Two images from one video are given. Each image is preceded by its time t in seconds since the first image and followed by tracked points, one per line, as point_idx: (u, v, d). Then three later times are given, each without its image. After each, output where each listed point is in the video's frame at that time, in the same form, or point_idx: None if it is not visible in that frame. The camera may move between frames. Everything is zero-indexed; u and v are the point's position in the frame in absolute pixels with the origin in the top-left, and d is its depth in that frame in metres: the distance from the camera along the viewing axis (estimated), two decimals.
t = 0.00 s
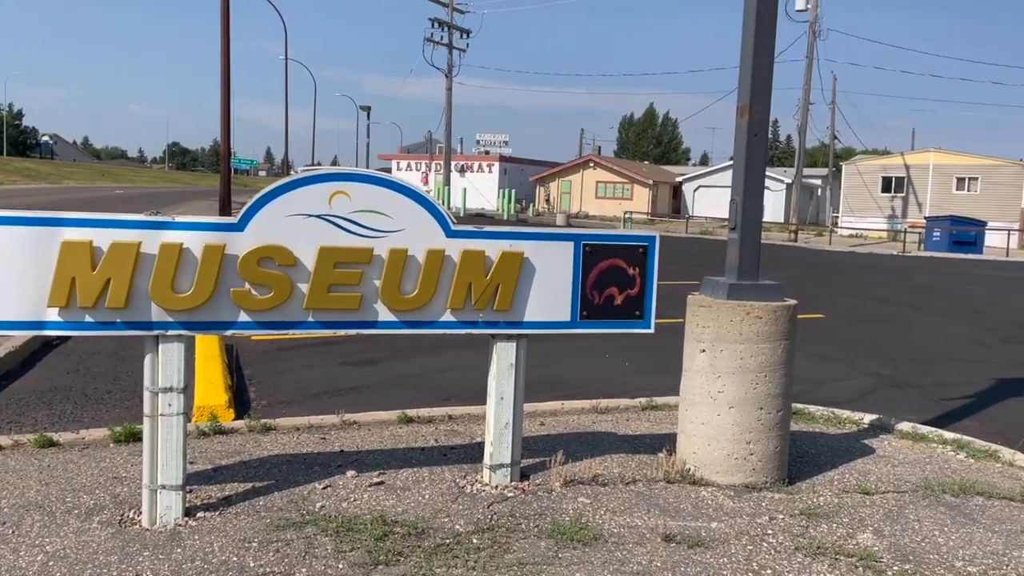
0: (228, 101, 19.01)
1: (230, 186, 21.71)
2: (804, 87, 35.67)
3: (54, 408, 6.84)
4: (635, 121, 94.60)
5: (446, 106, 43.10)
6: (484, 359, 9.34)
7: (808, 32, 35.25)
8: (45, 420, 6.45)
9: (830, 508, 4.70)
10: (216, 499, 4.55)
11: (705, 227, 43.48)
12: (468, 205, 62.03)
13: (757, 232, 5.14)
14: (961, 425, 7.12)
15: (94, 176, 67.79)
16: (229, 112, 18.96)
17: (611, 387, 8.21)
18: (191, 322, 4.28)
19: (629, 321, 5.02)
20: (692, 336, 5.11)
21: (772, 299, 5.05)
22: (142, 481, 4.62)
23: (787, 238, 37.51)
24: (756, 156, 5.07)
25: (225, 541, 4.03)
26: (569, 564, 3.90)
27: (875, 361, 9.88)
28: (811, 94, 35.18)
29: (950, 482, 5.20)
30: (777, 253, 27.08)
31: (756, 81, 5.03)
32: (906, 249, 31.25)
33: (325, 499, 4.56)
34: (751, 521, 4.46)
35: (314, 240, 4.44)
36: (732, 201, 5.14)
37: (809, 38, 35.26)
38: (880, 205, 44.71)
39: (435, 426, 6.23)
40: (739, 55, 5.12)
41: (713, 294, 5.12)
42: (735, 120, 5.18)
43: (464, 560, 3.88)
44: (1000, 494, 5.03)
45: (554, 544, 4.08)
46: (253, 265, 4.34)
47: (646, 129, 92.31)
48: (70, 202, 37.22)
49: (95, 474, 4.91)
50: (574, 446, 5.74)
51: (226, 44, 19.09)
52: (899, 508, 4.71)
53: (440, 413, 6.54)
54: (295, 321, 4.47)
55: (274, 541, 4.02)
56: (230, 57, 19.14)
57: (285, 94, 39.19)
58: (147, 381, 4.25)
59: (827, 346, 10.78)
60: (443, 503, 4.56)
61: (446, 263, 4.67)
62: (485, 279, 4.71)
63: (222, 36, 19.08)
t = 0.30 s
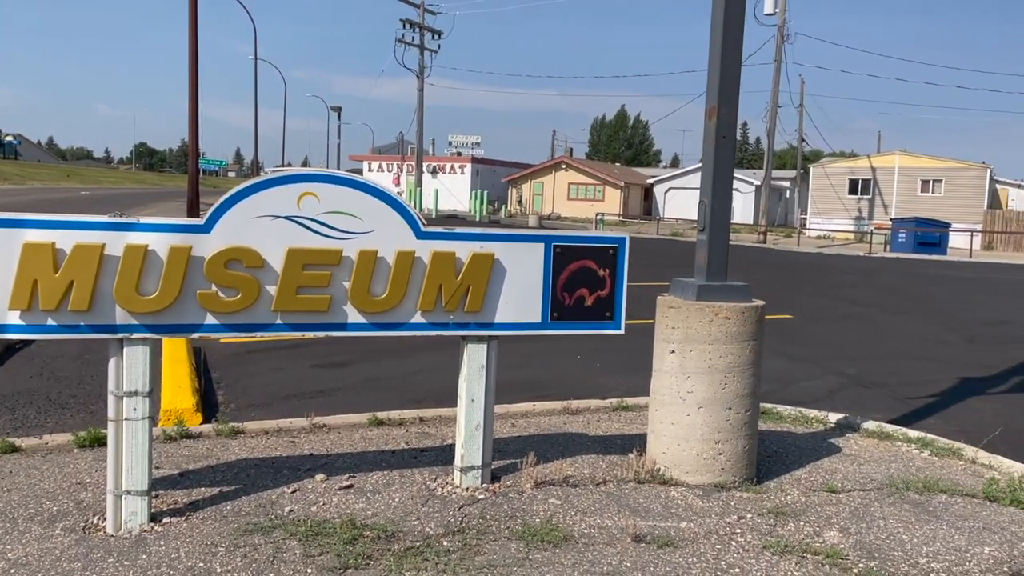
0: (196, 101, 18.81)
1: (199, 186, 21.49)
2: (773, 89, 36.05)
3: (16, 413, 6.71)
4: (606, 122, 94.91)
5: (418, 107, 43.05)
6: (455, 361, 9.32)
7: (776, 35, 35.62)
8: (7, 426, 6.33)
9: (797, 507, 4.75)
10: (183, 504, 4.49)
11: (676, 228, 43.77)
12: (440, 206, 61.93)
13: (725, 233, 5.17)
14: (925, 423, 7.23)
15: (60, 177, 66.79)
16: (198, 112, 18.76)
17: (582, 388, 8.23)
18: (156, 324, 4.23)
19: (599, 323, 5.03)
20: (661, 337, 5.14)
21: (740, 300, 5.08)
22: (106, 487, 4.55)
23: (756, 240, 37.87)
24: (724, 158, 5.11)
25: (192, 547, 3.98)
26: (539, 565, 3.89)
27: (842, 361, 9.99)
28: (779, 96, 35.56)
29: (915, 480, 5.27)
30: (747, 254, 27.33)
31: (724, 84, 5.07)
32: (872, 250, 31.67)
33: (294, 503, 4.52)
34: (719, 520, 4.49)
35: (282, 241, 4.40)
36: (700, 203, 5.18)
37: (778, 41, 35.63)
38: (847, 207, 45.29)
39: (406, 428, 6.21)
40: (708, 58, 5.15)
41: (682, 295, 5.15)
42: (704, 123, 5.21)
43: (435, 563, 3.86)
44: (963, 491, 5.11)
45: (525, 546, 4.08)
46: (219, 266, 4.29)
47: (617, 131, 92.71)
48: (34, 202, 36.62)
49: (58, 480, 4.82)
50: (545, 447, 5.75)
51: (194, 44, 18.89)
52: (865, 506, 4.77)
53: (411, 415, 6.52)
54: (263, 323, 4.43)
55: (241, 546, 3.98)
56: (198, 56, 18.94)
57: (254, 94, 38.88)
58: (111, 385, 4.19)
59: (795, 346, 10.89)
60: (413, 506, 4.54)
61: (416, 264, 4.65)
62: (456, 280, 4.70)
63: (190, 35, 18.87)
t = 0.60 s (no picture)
0: (153, 102, 18.51)
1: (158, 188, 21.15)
2: (734, 93, 36.48)
3: None
4: (569, 125, 95.25)
5: (381, 108, 42.87)
6: (417, 363, 9.29)
7: (736, 40, 36.04)
8: None
9: (755, 505, 4.80)
10: (139, 511, 4.42)
11: (639, 230, 44.09)
12: (404, 208, 61.73)
13: (685, 235, 5.21)
14: (881, 421, 7.36)
15: (15, 178, 65.39)
16: (155, 112, 18.46)
17: (545, 390, 8.25)
18: (110, 328, 4.15)
19: (561, 324, 5.05)
20: (623, 338, 5.17)
21: (701, 301, 5.13)
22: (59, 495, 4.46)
23: (718, 242, 38.27)
24: (684, 161, 5.15)
25: (147, 554, 3.91)
26: (500, 567, 3.89)
27: (801, 361, 10.14)
28: (740, 100, 36.01)
29: (871, 478, 5.36)
30: (709, 255, 27.62)
31: (683, 87, 5.11)
32: (831, 252, 32.16)
33: (253, 509, 4.47)
34: (680, 520, 4.52)
35: (240, 243, 4.35)
36: (661, 205, 5.21)
37: (738, 46, 36.07)
38: (806, 209, 45.99)
39: (367, 431, 6.17)
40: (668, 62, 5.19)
41: (643, 297, 5.18)
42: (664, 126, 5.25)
43: (396, 567, 3.84)
44: (917, 488, 5.20)
45: (486, 549, 4.08)
46: (176, 269, 4.23)
47: (580, 133, 93.11)
48: None
49: (9, 488, 4.71)
50: (507, 449, 5.74)
51: (152, 43, 18.59)
52: (822, 504, 4.84)
53: (373, 418, 6.48)
54: (222, 327, 4.38)
55: (199, 553, 3.93)
56: (156, 56, 18.64)
57: (214, 95, 38.42)
58: (64, 391, 4.11)
59: (755, 346, 11.03)
60: (374, 510, 4.51)
61: (378, 267, 4.62)
62: (418, 283, 4.68)
63: (148, 35, 18.57)
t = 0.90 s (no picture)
0: (118, 102, 18.26)
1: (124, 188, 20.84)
2: (703, 96, 36.77)
3: None
4: (540, 126, 95.43)
5: (350, 109, 42.63)
6: (386, 366, 9.24)
7: (704, 43, 36.35)
8: None
9: (722, 505, 4.83)
10: (101, 517, 4.35)
11: (610, 232, 44.26)
12: (373, 209, 61.46)
13: (652, 237, 5.23)
14: (846, 421, 7.45)
15: None
16: (120, 112, 18.20)
17: (515, 391, 8.25)
18: (71, 332, 4.08)
19: (530, 326, 5.05)
20: (591, 339, 5.18)
21: (668, 302, 5.16)
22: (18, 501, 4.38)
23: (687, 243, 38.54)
24: (651, 163, 5.18)
25: (109, 561, 3.86)
26: (469, 570, 3.89)
27: (768, 361, 10.24)
28: (708, 103, 36.29)
29: (836, 476, 5.43)
30: (679, 257, 27.81)
31: (651, 89, 5.14)
32: (797, 253, 32.53)
33: (218, 514, 4.42)
34: (648, 520, 4.54)
35: (205, 245, 4.30)
36: (629, 207, 5.23)
37: (706, 50, 36.37)
38: (773, 211, 46.47)
39: (335, 435, 6.12)
40: (635, 64, 5.21)
41: (611, 298, 5.20)
42: (632, 128, 5.27)
43: (363, 571, 3.82)
44: (881, 487, 5.27)
45: (455, 551, 4.07)
46: (139, 271, 4.17)
47: (551, 135, 93.31)
48: None
49: None
50: (476, 451, 5.73)
51: (117, 43, 18.33)
52: (787, 503, 4.89)
53: (341, 421, 6.44)
54: (186, 330, 4.33)
55: (163, 559, 3.87)
56: (120, 56, 18.39)
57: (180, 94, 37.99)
58: (23, 396, 4.04)
59: (723, 347, 11.12)
60: (341, 514, 4.48)
61: (345, 269, 4.60)
62: (386, 285, 4.66)
63: (113, 34, 18.31)
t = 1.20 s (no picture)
0: (71, 101, 17.90)
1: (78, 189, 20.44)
2: (663, 99, 37.11)
3: None
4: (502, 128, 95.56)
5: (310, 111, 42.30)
6: (345, 369, 9.17)
7: (664, 48, 36.70)
8: None
9: (680, 505, 4.87)
10: (50, 525, 4.25)
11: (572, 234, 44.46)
12: (334, 211, 61.04)
13: (611, 239, 5.26)
14: (801, 420, 7.55)
15: None
16: (73, 112, 17.84)
17: (475, 393, 8.24)
18: (18, 337, 3.99)
19: (490, 328, 5.04)
20: (551, 341, 5.19)
21: (627, 304, 5.18)
22: None
23: (648, 245, 38.84)
24: (609, 165, 5.20)
25: (59, 571, 3.77)
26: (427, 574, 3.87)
27: (726, 362, 10.36)
28: (668, 107, 36.64)
29: (791, 475, 5.50)
30: (641, 259, 28.02)
31: (608, 93, 5.16)
32: (755, 255, 32.95)
33: (172, 521, 4.34)
34: (607, 521, 4.56)
35: (157, 248, 4.23)
36: (588, 209, 5.25)
37: (666, 54, 36.72)
38: (732, 213, 47.04)
39: (294, 439, 6.06)
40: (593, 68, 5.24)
41: (571, 300, 5.21)
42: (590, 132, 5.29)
43: None
44: (835, 485, 5.35)
45: (413, 555, 4.04)
46: (89, 274, 4.09)
47: (512, 137, 93.46)
48: None
49: None
50: (435, 454, 5.71)
51: (69, 41, 17.98)
52: (744, 502, 4.94)
53: (299, 425, 6.37)
54: (138, 334, 4.25)
55: (114, 568, 3.80)
56: (73, 55, 18.03)
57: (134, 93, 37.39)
58: None
59: (683, 348, 11.22)
60: (299, 520, 4.43)
61: (302, 271, 4.54)
62: (343, 287, 4.62)
63: (65, 32, 17.96)
